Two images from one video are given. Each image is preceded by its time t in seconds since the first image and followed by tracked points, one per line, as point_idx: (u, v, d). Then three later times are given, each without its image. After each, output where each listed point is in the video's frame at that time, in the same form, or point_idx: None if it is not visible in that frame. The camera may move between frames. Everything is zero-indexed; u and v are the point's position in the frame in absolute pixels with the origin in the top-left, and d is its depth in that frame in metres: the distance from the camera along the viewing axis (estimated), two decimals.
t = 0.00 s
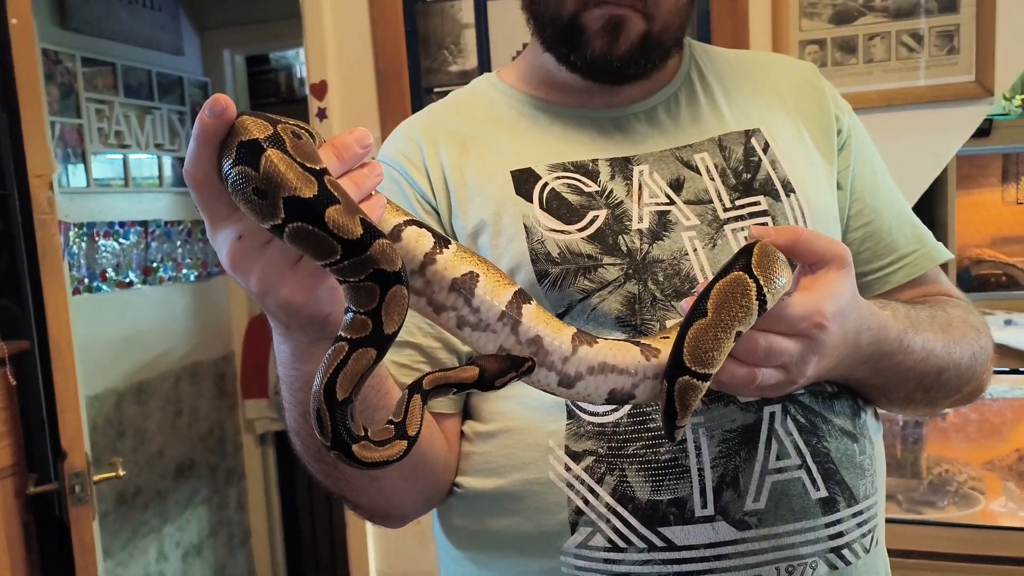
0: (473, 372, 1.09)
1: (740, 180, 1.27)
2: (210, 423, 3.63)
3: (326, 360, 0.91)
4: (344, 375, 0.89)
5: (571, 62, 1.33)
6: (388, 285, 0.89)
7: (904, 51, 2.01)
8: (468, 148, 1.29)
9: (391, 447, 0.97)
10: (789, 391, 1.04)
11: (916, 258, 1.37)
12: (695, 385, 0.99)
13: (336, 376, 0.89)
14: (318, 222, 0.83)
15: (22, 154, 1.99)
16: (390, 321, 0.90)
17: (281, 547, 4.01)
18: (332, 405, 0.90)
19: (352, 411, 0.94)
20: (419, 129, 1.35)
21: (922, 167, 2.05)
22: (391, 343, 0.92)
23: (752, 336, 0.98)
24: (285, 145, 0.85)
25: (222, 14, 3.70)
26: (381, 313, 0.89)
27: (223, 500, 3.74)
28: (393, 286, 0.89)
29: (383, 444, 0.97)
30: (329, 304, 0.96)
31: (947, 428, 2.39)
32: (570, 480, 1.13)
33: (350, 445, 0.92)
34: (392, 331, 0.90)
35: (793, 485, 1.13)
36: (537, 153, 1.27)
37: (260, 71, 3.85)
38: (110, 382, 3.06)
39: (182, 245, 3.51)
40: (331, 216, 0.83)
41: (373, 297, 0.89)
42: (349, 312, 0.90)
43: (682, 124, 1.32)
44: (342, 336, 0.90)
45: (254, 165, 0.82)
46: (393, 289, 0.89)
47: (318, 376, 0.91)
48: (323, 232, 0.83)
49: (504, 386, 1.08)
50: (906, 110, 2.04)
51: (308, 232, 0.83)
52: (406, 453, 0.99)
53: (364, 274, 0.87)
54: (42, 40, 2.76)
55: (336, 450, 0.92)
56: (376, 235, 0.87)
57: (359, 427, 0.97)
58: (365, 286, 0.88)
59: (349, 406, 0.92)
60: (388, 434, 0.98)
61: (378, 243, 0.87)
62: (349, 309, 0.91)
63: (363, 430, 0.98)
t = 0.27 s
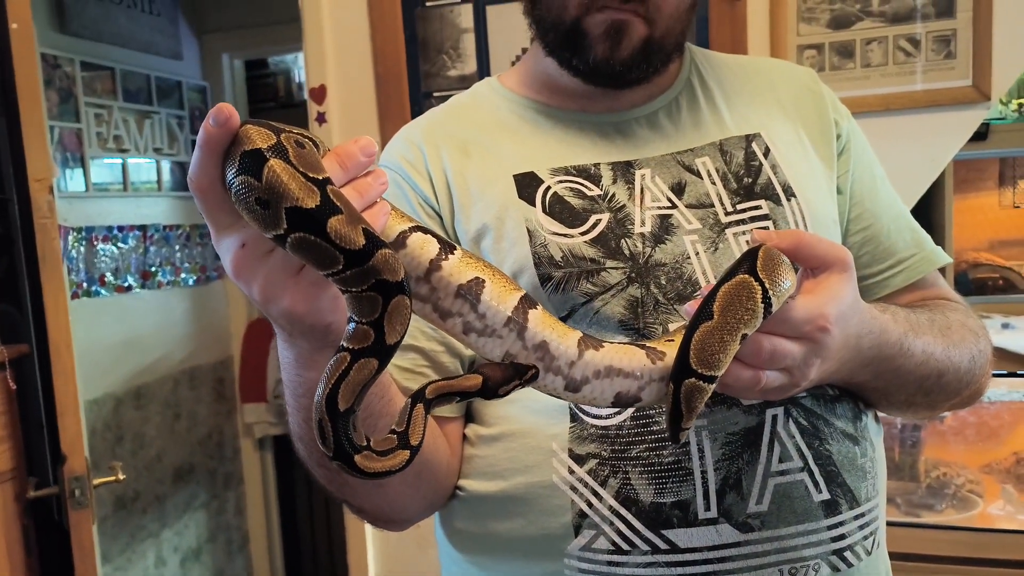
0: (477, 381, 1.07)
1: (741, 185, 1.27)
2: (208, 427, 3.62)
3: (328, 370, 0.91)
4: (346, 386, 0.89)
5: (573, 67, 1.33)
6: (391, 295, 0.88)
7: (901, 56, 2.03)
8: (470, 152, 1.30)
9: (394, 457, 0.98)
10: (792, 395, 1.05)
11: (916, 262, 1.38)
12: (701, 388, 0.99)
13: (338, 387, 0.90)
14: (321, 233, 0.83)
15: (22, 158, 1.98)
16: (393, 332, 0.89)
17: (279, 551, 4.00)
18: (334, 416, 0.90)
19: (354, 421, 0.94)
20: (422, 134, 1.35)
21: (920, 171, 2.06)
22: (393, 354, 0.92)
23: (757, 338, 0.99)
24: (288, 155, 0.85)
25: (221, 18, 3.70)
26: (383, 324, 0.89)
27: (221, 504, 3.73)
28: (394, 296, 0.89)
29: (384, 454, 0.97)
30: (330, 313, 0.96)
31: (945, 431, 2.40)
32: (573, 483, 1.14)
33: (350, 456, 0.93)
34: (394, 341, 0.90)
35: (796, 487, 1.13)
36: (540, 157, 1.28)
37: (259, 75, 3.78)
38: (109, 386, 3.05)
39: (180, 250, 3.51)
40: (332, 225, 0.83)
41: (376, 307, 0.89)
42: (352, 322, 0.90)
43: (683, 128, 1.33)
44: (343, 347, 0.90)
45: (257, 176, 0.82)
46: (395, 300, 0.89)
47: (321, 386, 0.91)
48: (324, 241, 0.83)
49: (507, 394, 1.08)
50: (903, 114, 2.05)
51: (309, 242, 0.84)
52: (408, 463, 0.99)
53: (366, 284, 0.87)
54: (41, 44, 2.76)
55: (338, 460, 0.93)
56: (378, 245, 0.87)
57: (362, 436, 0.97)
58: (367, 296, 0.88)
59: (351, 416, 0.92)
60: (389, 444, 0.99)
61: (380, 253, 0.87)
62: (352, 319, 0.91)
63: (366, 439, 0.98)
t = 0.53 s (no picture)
0: (484, 381, 1.08)
1: (742, 189, 1.28)
2: (207, 430, 3.62)
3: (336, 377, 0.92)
4: (354, 391, 0.90)
5: (577, 70, 1.34)
6: (397, 301, 0.90)
7: (899, 60, 2.04)
8: (473, 155, 1.30)
9: (403, 460, 0.98)
10: (795, 396, 1.05)
11: (915, 266, 1.39)
12: (707, 386, 0.99)
13: (346, 392, 0.90)
14: (327, 239, 0.83)
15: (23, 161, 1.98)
16: (399, 336, 0.90)
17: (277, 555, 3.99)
18: (342, 421, 0.90)
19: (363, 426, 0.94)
20: (424, 137, 1.36)
21: (917, 174, 2.08)
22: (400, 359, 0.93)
23: (761, 338, 1.00)
24: (294, 160, 0.86)
25: (220, 22, 3.71)
26: (390, 328, 0.90)
27: (220, 507, 3.73)
28: (401, 302, 0.90)
29: (394, 458, 0.97)
30: (334, 317, 0.96)
31: (943, 434, 2.41)
32: (575, 485, 1.14)
33: (360, 461, 0.93)
34: (401, 346, 0.91)
35: (797, 490, 1.14)
36: (542, 160, 1.29)
37: (259, 79, 3.85)
38: (108, 389, 3.05)
39: (180, 252, 3.51)
40: (338, 232, 0.84)
41: (382, 313, 0.90)
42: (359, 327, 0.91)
43: (685, 132, 1.34)
44: (351, 352, 0.91)
45: (264, 181, 0.83)
46: (402, 305, 0.90)
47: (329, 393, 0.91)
48: (331, 247, 0.84)
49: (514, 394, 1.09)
50: (902, 118, 2.06)
51: (315, 248, 0.84)
52: (418, 466, 0.99)
53: (373, 290, 0.88)
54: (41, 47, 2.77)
55: (348, 465, 0.93)
56: (384, 251, 0.88)
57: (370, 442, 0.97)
58: (374, 302, 0.89)
59: (359, 422, 0.93)
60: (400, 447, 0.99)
61: (386, 258, 0.88)
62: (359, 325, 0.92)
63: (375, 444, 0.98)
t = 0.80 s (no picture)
0: (491, 375, 1.07)
1: (742, 191, 1.29)
2: (205, 432, 3.62)
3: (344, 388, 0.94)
4: (362, 402, 0.92)
5: (579, 72, 1.34)
6: (400, 309, 0.89)
7: (897, 62, 2.05)
8: (474, 157, 1.31)
9: (417, 463, 1.00)
10: (797, 396, 1.06)
11: (914, 268, 1.40)
12: (711, 386, 1.00)
13: (355, 403, 0.92)
14: (332, 249, 0.83)
15: (23, 163, 1.99)
16: (403, 344, 0.91)
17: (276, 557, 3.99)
18: (356, 431, 0.92)
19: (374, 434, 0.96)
20: (425, 138, 1.36)
21: (914, 177, 2.08)
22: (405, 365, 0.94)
23: (763, 338, 1.00)
24: (296, 168, 0.86)
25: (219, 24, 3.72)
26: (394, 336, 0.90)
27: (218, 509, 3.72)
28: (405, 310, 0.90)
29: (408, 460, 0.99)
30: (335, 324, 0.98)
31: (941, 436, 2.42)
32: (575, 486, 1.15)
33: (377, 469, 0.95)
34: (405, 353, 0.92)
35: (796, 491, 1.14)
36: (543, 163, 1.29)
37: (257, 81, 3.93)
38: (107, 390, 3.05)
39: (178, 254, 3.51)
40: (343, 240, 0.84)
41: (386, 320, 0.90)
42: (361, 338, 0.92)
43: (685, 135, 1.34)
44: (356, 363, 0.92)
45: (266, 190, 0.83)
46: (405, 312, 0.90)
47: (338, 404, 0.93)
48: (335, 257, 0.84)
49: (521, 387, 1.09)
50: (899, 120, 2.07)
51: (319, 256, 0.84)
52: (434, 465, 1.01)
53: (376, 298, 0.88)
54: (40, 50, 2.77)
55: (364, 475, 0.95)
56: (387, 259, 0.88)
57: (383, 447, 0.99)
58: (377, 310, 0.89)
59: (370, 430, 0.94)
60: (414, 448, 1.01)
61: (389, 266, 0.88)
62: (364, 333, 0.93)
63: (388, 448, 1.00)
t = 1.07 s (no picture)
0: (494, 362, 1.07)
1: (740, 192, 1.29)
2: (203, 432, 3.61)
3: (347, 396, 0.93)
4: (367, 408, 0.91)
5: (579, 73, 1.35)
6: (400, 313, 0.90)
7: (893, 64, 2.06)
8: (474, 157, 1.31)
9: (428, 459, 1.01)
10: (796, 397, 1.06)
11: (910, 269, 1.41)
12: (712, 386, 1.01)
13: (360, 410, 0.91)
14: (331, 252, 0.84)
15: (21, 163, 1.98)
16: (404, 348, 0.91)
17: (272, 558, 3.99)
18: (366, 436, 0.92)
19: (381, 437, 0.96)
20: (425, 138, 1.37)
21: (910, 177, 2.09)
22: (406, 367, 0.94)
23: (762, 338, 1.00)
24: (296, 172, 0.87)
25: (217, 25, 3.72)
26: (394, 339, 0.91)
27: (215, 509, 3.72)
28: (404, 314, 0.90)
29: (420, 457, 1.00)
30: (334, 327, 0.98)
31: (936, 435, 2.38)
32: (574, 485, 1.15)
33: (391, 471, 0.95)
34: (405, 357, 0.92)
35: (793, 491, 1.15)
36: (542, 163, 1.30)
37: (254, 81, 3.95)
38: (104, 391, 3.04)
39: (176, 254, 3.51)
40: (342, 244, 0.84)
41: (386, 324, 0.91)
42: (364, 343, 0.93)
43: (684, 136, 1.35)
44: (358, 369, 0.92)
45: (265, 194, 0.84)
46: (405, 316, 0.91)
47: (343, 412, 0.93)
48: (335, 260, 0.84)
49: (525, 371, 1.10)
50: (895, 122, 2.08)
51: (319, 260, 0.85)
52: (445, 457, 1.04)
53: (377, 301, 0.89)
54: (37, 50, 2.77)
55: (379, 478, 0.95)
56: (387, 263, 0.88)
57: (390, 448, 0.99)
58: (377, 314, 0.90)
59: (378, 434, 0.94)
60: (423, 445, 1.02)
61: (389, 269, 0.88)
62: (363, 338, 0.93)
63: (397, 448, 1.00)
